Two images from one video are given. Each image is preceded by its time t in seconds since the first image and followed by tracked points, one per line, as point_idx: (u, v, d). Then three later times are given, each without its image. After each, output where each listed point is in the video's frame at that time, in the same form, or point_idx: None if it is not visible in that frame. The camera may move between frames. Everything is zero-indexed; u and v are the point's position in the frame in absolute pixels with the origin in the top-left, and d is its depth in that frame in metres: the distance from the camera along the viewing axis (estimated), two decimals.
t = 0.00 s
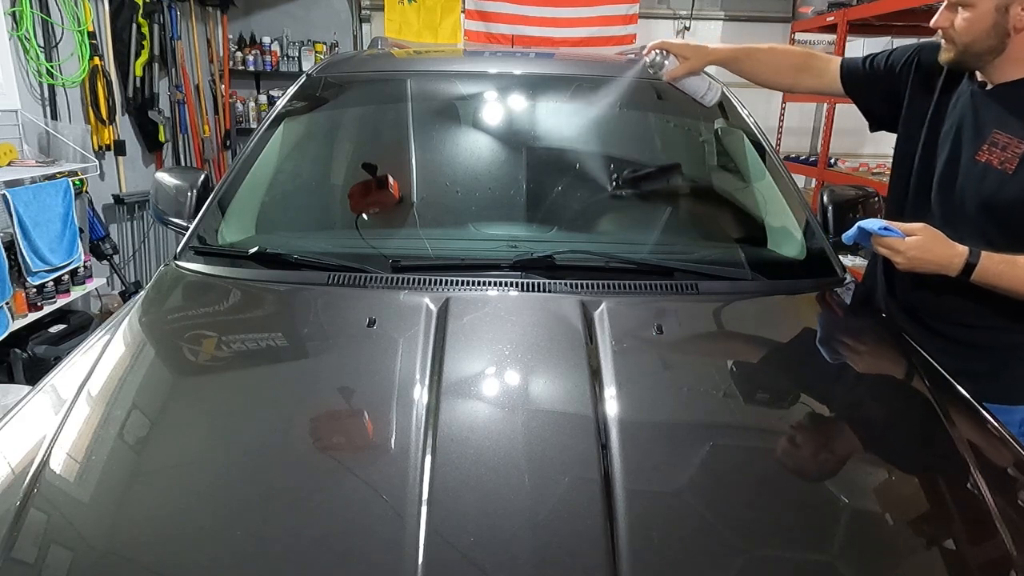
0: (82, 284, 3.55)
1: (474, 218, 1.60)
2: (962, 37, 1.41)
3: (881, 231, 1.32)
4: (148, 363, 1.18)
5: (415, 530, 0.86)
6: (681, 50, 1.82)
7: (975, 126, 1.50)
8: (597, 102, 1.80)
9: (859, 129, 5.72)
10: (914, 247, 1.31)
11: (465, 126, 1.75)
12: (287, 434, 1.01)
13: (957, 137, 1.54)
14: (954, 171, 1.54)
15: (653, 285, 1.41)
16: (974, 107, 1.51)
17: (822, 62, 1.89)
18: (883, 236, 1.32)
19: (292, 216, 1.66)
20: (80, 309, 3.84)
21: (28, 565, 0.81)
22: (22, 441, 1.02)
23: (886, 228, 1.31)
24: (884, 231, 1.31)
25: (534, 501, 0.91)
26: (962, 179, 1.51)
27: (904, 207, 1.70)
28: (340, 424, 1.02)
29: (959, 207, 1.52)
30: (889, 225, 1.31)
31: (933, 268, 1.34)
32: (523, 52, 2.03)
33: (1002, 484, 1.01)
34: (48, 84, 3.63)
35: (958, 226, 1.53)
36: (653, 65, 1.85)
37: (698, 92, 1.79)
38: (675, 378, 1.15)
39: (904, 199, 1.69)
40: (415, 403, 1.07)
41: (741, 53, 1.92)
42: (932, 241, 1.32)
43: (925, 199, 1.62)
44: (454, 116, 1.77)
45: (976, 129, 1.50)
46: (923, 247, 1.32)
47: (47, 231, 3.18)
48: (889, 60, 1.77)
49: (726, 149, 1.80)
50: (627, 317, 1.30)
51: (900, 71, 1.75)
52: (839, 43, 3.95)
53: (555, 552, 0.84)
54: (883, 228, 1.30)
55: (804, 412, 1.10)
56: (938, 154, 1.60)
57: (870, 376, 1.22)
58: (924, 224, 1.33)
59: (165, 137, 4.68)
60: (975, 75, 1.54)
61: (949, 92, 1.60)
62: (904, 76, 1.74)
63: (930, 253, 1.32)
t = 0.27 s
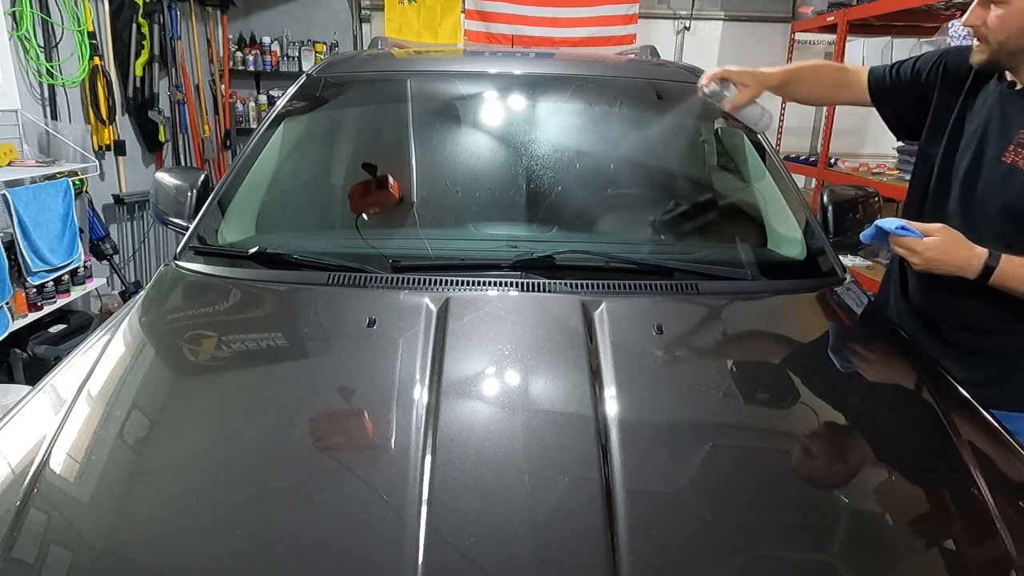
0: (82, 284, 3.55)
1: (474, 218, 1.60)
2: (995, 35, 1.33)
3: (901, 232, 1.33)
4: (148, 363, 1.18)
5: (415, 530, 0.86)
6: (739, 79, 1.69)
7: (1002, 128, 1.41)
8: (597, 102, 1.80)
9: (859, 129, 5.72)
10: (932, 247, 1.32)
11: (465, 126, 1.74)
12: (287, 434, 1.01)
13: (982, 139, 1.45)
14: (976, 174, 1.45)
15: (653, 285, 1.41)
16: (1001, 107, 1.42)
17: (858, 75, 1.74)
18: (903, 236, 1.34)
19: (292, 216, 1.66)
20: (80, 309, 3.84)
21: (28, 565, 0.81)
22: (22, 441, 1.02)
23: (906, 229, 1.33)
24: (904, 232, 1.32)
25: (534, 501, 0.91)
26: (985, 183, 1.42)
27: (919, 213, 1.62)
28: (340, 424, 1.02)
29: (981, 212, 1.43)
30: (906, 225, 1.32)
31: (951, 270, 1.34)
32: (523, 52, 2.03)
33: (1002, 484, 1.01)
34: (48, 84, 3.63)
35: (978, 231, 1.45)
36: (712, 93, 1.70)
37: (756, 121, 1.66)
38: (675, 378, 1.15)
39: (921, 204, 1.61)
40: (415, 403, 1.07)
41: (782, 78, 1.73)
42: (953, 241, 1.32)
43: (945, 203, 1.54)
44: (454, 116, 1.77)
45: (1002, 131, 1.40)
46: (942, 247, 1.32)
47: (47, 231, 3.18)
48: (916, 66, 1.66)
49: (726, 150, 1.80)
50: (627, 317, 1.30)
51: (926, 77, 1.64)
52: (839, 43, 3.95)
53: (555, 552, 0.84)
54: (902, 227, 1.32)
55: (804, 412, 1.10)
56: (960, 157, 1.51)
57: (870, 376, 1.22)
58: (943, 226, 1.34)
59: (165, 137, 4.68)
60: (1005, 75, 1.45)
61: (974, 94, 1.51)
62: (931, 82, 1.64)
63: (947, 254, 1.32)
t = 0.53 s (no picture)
0: (82, 284, 3.55)
1: (474, 218, 1.60)
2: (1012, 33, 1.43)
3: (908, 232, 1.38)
4: (148, 363, 1.18)
5: (415, 529, 0.86)
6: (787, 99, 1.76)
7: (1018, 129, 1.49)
8: (597, 102, 1.80)
9: (859, 129, 5.72)
10: (936, 247, 1.37)
11: (465, 126, 1.74)
12: (287, 434, 1.01)
13: (997, 140, 1.53)
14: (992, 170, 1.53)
15: (653, 285, 1.41)
16: (1018, 109, 1.50)
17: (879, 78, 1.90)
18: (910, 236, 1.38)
19: (292, 216, 1.66)
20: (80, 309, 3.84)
21: (28, 565, 0.81)
22: (22, 441, 1.02)
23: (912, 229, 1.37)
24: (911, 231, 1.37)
25: (534, 501, 0.91)
26: (999, 180, 1.51)
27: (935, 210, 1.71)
28: (340, 424, 1.02)
29: (996, 207, 1.52)
30: (913, 225, 1.37)
31: (957, 270, 1.39)
32: (523, 52, 2.03)
33: (1002, 484, 1.01)
34: (48, 84, 3.63)
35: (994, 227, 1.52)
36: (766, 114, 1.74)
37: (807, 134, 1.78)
38: (675, 378, 1.15)
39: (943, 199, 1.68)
40: (415, 403, 1.07)
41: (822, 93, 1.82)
42: (956, 244, 1.37)
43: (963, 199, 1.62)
44: (454, 116, 1.77)
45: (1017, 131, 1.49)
46: (946, 248, 1.37)
47: (47, 231, 3.18)
48: (941, 73, 1.77)
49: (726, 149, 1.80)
50: (627, 317, 1.30)
51: (948, 83, 1.75)
52: (839, 42, 3.95)
53: (555, 552, 0.84)
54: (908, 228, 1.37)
55: (805, 412, 1.10)
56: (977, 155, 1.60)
57: (870, 376, 1.22)
58: (948, 227, 1.39)
59: (165, 137, 4.68)
60: None
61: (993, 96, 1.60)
62: (953, 88, 1.75)
63: (954, 254, 1.37)
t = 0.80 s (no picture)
0: (82, 284, 3.55)
1: (474, 218, 1.60)
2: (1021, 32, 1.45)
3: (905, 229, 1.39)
4: (148, 363, 1.18)
5: (415, 529, 0.86)
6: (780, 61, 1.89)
7: None
8: (597, 102, 1.80)
9: (859, 129, 5.72)
10: (934, 246, 1.37)
11: (465, 126, 1.74)
12: (287, 434, 1.01)
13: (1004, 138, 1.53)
14: (998, 170, 1.54)
15: (653, 285, 1.41)
16: None
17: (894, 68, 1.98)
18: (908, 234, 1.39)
19: (292, 216, 1.66)
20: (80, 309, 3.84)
21: (28, 565, 0.81)
22: (22, 441, 1.02)
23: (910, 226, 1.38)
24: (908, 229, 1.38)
25: (534, 501, 0.91)
26: (1004, 179, 1.52)
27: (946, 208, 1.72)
28: (340, 424, 1.02)
29: (1001, 206, 1.52)
30: (912, 223, 1.38)
31: (957, 268, 1.39)
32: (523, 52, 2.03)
33: (1002, 484, 1.01)
34: (48, 84, 3.63)
35: (1001, 227, 1.53)
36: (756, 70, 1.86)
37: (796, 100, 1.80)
38: (675, 378, 1.15)
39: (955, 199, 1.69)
40: (415, 403, 1.07)
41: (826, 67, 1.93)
42: (954, 242, 1.37)
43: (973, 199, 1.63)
44: (454, 116, 1.77)
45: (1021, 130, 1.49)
46: (944, 246, 1.37)
47: (47, 231, 3.18)
48: (961, 69, 1.78)
49: (726, 149, 1.80)
50: (627, 317, 1.30)
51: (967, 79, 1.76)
52: (839, 42, 3.95)
53: (555, 552, 0.84)
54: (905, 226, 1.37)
55: (805, 412, 1.10)
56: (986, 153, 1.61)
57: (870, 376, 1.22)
58: (947, 225, 1.39)
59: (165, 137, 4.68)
60: None
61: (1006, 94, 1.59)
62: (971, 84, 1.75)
63: (952, 252, 1.37)
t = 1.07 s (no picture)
0: (82, 284, 3.55)
1: (474, 218, 1.60)
2: None
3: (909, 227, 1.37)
4: (148, 363, 1.18)
5: (415, 530, 0.86)
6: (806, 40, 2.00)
7: None
8: (597, 102, 1.80)
9: (859, 129, 5.72)
10: (936, 245, 1.37)
11: (465, 126, 1.74)
12: (287, 434, 1.01)
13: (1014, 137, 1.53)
14: (1005, 168, 1.54)
15: (653, 285, 1.41)
16: None
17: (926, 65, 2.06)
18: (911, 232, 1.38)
19: (291, 216, 1.66)
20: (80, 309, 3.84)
21: (28, 565, 0.81)
22: (22, 441, 1.02)
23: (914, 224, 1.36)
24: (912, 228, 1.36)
25: (534, 501, 0.91)
26: (1011, 178, 1.52)
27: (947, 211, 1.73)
28: (340, 424, 1.02)
29: (1008, 207, 1.53)
30: (915, 221, 1.37)
31: (956, 267, 1.39)
32: (523, 52, 2.03)
33: (1002, 485, 1.01)
34: (48, 84, 3.63)
35: (1007, 227, 1.53)
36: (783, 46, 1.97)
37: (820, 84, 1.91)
38: (675, 378, 1.15)
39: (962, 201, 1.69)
40: (415, 403, 1.07)
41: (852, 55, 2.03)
42: (956, 242, 1.37)
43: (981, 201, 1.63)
44: (454, 116, 1.77)
45: None
46: (946, 245, 1.37)
47: (47, 231, 3.18)
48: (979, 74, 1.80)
49: (726, 149, 1.80)
50: (627, 317, 1.30)
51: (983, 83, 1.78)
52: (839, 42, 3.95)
53: (555, 552, 0.84)
54: (909, 224, 1.36)
55: (805, 412, 1.10)
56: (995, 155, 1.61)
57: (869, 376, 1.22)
58: (950, 223, 1.38)
59: (165, 137, 4.68)
60: None
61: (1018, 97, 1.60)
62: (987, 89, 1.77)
63: (953, 251, 1.37)
